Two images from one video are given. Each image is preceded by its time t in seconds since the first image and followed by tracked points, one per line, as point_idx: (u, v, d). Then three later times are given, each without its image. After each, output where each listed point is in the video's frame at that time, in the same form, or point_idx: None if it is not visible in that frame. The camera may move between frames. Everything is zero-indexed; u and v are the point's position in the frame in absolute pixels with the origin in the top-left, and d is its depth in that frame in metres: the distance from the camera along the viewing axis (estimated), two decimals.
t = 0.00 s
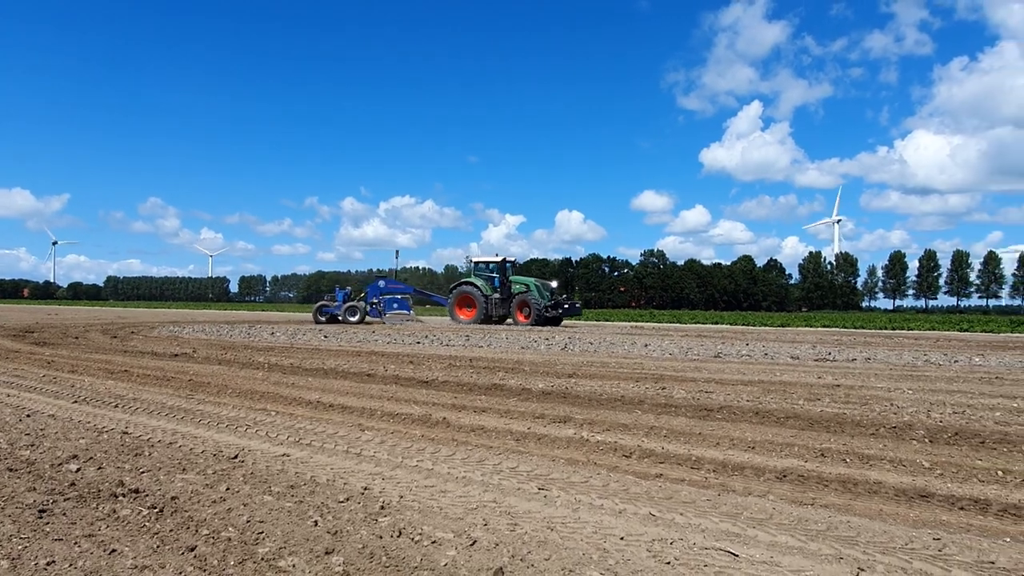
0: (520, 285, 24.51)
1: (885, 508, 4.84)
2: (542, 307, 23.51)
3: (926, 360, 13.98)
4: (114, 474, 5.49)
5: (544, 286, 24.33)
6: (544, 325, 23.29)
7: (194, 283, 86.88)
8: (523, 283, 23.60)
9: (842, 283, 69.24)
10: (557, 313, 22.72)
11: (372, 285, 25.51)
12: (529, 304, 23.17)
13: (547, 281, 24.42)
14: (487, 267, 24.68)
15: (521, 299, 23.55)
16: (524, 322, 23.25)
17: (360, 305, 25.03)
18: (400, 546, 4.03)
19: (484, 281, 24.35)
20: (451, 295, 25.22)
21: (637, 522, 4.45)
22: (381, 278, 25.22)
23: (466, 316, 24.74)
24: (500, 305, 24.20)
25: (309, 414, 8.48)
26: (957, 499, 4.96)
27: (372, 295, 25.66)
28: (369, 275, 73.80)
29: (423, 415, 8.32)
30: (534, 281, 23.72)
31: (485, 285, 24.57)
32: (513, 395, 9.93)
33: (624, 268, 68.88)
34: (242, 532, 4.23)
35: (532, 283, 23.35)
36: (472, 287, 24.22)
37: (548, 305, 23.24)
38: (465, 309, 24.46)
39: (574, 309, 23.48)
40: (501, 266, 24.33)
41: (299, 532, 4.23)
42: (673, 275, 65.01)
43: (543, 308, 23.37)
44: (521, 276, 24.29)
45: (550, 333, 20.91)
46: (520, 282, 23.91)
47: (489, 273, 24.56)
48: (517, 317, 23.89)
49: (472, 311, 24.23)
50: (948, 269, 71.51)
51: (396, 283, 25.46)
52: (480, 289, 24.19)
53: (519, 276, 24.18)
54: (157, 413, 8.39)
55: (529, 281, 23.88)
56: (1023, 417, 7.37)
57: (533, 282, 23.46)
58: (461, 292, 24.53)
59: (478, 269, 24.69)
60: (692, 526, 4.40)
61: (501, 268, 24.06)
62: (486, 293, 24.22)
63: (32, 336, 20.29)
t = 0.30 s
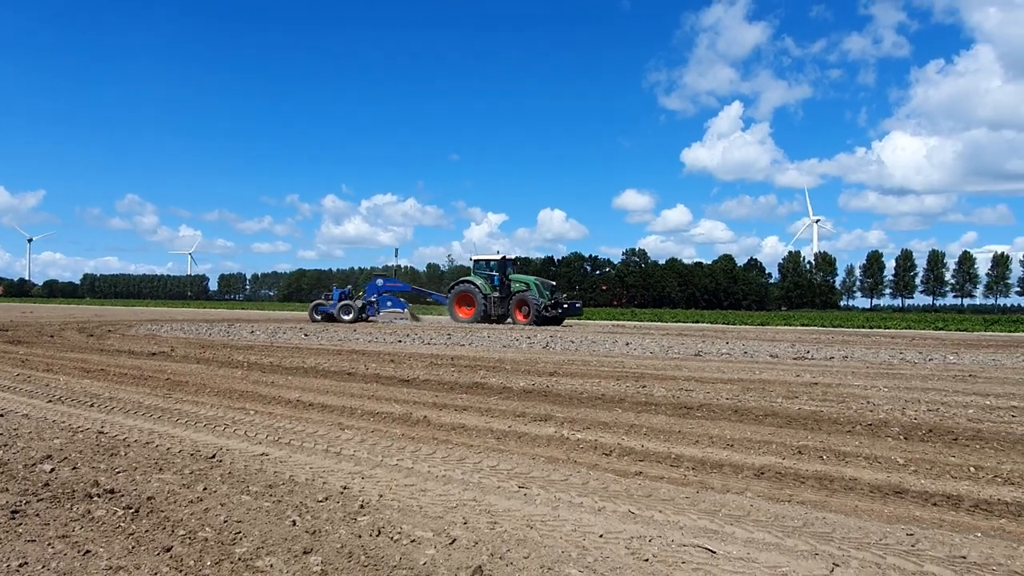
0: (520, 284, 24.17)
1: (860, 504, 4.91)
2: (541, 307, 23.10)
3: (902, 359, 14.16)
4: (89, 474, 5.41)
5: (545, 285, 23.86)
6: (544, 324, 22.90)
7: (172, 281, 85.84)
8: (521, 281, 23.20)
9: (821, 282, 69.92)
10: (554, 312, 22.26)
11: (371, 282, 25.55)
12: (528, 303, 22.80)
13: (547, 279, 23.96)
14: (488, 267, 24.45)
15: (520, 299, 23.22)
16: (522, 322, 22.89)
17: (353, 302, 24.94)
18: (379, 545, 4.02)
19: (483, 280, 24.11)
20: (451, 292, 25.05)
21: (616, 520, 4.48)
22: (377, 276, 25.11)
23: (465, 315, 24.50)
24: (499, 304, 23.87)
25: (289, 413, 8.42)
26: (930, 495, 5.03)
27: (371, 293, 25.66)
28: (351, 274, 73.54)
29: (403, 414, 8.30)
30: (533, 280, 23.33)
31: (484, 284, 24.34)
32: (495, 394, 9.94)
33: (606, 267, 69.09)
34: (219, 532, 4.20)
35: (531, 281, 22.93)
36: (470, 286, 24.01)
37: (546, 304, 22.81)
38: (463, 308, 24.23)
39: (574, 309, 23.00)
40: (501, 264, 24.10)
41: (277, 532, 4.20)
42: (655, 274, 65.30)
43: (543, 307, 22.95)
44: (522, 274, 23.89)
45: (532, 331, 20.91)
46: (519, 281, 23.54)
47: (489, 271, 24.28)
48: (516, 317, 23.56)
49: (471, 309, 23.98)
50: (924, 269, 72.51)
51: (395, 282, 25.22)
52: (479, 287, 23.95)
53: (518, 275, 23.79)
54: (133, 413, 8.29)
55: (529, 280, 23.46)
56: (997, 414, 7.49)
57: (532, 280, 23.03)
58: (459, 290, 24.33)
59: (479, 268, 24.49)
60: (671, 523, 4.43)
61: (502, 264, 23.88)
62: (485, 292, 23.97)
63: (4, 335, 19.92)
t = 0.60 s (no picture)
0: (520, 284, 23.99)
1: (836, 502, 4.96)
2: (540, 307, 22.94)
3: (879, 358, 14.35)
4: (63, 476, 5.34)
5: (546, 286, 23.67)
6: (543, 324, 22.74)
7: (151, 280, 84.92)
8: (521, 281, 23.02)
9: (801, 283, 70.55)
10: (554, 313, 22.08)
11: (371, 282, 25.34)
12: (528, 304, 22.64)
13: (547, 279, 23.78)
14: (488, 266, 24.27)
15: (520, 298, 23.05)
16: (521, 322, 22.73)
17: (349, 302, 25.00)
18: (357, 545, 4.00)
19: (482, 280, 23.92)
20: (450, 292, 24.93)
21: (595, 519, 4.49)
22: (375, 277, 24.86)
23: (464, 315, 24.30)
24: (498, 304, 23.71)
25: (269, 414, 8.35)
26: (905, 492, 5.09)
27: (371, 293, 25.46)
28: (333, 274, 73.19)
29: (384, 414, 8.26)
30: (533, 279, 23.13)
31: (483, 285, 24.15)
32: (476, 393, 9.92)
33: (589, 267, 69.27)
34: (196, 533, 4.16)
35: (532, 282, 22.77)
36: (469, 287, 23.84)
37: (546, 305, 22.68)
38: (462, 309, 24.02)
39: (574, 309, 22.84)
40: (501, 264, 23.94)
41: (255, 533, 4.17)
42: (638, 274, 65.58)
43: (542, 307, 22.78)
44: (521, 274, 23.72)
45: (515, 330, 20.89)
46: (518, 280, 23.34)
47: (488, 271, 24.12)
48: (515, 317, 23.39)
49: (470, 309, 23.79)
50: (902, 269, 73.45)
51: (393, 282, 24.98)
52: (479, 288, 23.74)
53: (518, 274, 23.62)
54: (110, 413, 8.19)
55: (528, 279, 23.29)
56: (971, 413, 7.60)
57: (532, 281, 22.84)
58: (458, 290, 24.19)
59: (478, 268, 24.32)
60: (650, 522, 4.45)
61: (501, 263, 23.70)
62: (484, 292, 23.77)
63: None
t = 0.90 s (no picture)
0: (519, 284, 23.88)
1: (814, 500, 5.01)
2: (540, 307, 22.82)
3: (857, 358, 14.52)
4: (38, 477, 5.26)
5: (545, 285, 23.58)
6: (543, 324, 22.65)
7: (130, 278, 83.98)
8: (521, 281, 22.89)
9: (782, 283, 71.20)
10: (554, 313, 21.97)
11: (370, 282, 25.29)
12: (528, 303, 22.51)
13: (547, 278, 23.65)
14: (487, 265, 24.13)
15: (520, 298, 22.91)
16: (520, 322, 22.60)
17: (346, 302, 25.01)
18: (337, 546, 3.98)
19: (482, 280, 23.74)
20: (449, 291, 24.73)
21: (576, 519, 4.50)
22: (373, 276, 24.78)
23: (464, 314, 24.11)
24: (497, 304, 23.58)
25: (249, 414, 8.28)
26: (881, 491, 5.16)
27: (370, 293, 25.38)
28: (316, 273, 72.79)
29: (366, 413, 8.23)
30: (533, 278, 23.03)
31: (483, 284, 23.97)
32: (458, 393, 9.90)
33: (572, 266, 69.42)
34: (173, 535, 4.12)
35: (532, 282, 22.69)
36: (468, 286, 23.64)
37: (546, 305, 22.59)
38: (462, 308, 23.83)
39: (574, 309, 22.75)
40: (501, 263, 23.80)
41: (233, 534, 4.14)
42: (621, 274, 65.84)
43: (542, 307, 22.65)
44: (521, 274, 23.61)
45: (498, 330, 20.87)
46: (518, 280, 23.22)
47: (487, 271, 23.95)
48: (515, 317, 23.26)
49: (469, 309, 23.62)
50: (880, 270, 74.36)
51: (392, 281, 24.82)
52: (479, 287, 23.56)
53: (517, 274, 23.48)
54: (86, 413, 8.08)
55: (528, 279, 23.17)
56: (947, 412, 7.72)
57: (532, 280, 22.76)
58: (457, 289, 24.02)
59: (478, 267, 24.15)
60: (630, 521, 4.47)
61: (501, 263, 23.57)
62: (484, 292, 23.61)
63: None
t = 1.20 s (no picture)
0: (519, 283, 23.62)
1: (792, 497, 5.05)
2: (540, 307, 22.58)
3: (837, 356, 14.65)
4: (11, 478, 5.17)
5: (545, 285, 23.31)
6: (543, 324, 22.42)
7: (109, 277, 82.97)
8: (521, 280, 22.63)
9: (763, 282, 71.84)
10: (553, 313, 21.73)
11: (366, 281, 25.28)
12: (528, 303, 22.28)
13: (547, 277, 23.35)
14: (487, 264, 23.91)
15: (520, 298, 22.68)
16: (520, 322, 22.38)
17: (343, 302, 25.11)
18: (315, 546, 3.95)
19: (481, 280, 23.54)
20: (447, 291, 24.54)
21: (556, 517, 4.50)
22: (370, 275, 24.74)
23: (462, 314, 23.89)
24: (496, 304, 23.35)
25: (228, 413, 8.20)
26: (858, 488, 5.21)
27: (366, 293, 25.39)
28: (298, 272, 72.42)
29: (347, 412, 8.19)
30: (533, 279, 22.78)
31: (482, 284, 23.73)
32: (440, 392, 9.88)
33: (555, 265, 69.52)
34: (149, 536, 4.07)
35: (532, 281, 22.46)
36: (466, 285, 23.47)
37: (546, 305, 22.33)
38: (461, 308, 23.65)
39: (575, 309, 22.47)
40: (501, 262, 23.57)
41: (210, 534, 4.10)
42: (604, 273, 66.06)
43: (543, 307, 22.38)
44: (521, 274, 23.38)
45: (481, 329, 20.84)
46: (518, 280, 22.97)
47: (487, 270, 23.70)
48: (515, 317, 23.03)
49: (467, 309, 23.42)
50: (860, 269, 75.15)
51: (390, 281, 24.80)
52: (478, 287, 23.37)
53: (517, 273, 23.21)
54: (62, 413, 7.96)
55: (528, 278, 22.91)
56: (924, 409, 7.81)
57: (532, 280, 22.51)
58: (456, 289, 23.83)
59: (477, 267, 23.94)
60: (610, 519, 4.48)
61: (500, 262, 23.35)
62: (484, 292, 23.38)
63: None
